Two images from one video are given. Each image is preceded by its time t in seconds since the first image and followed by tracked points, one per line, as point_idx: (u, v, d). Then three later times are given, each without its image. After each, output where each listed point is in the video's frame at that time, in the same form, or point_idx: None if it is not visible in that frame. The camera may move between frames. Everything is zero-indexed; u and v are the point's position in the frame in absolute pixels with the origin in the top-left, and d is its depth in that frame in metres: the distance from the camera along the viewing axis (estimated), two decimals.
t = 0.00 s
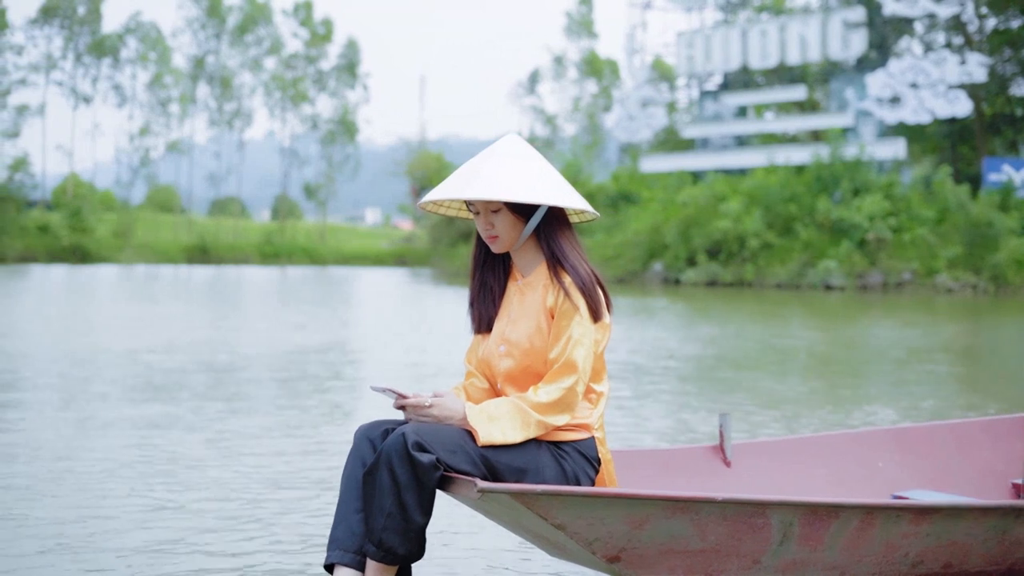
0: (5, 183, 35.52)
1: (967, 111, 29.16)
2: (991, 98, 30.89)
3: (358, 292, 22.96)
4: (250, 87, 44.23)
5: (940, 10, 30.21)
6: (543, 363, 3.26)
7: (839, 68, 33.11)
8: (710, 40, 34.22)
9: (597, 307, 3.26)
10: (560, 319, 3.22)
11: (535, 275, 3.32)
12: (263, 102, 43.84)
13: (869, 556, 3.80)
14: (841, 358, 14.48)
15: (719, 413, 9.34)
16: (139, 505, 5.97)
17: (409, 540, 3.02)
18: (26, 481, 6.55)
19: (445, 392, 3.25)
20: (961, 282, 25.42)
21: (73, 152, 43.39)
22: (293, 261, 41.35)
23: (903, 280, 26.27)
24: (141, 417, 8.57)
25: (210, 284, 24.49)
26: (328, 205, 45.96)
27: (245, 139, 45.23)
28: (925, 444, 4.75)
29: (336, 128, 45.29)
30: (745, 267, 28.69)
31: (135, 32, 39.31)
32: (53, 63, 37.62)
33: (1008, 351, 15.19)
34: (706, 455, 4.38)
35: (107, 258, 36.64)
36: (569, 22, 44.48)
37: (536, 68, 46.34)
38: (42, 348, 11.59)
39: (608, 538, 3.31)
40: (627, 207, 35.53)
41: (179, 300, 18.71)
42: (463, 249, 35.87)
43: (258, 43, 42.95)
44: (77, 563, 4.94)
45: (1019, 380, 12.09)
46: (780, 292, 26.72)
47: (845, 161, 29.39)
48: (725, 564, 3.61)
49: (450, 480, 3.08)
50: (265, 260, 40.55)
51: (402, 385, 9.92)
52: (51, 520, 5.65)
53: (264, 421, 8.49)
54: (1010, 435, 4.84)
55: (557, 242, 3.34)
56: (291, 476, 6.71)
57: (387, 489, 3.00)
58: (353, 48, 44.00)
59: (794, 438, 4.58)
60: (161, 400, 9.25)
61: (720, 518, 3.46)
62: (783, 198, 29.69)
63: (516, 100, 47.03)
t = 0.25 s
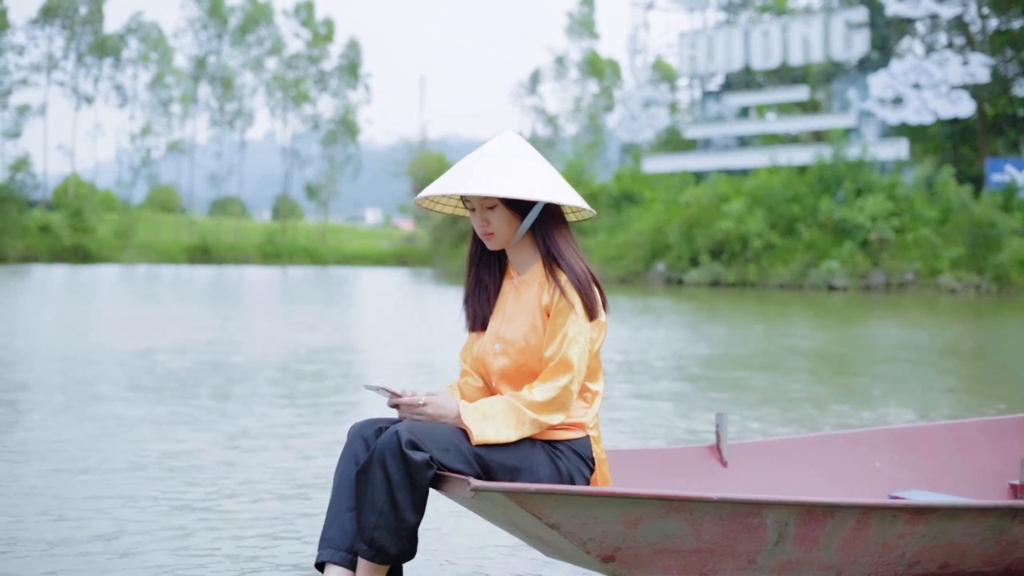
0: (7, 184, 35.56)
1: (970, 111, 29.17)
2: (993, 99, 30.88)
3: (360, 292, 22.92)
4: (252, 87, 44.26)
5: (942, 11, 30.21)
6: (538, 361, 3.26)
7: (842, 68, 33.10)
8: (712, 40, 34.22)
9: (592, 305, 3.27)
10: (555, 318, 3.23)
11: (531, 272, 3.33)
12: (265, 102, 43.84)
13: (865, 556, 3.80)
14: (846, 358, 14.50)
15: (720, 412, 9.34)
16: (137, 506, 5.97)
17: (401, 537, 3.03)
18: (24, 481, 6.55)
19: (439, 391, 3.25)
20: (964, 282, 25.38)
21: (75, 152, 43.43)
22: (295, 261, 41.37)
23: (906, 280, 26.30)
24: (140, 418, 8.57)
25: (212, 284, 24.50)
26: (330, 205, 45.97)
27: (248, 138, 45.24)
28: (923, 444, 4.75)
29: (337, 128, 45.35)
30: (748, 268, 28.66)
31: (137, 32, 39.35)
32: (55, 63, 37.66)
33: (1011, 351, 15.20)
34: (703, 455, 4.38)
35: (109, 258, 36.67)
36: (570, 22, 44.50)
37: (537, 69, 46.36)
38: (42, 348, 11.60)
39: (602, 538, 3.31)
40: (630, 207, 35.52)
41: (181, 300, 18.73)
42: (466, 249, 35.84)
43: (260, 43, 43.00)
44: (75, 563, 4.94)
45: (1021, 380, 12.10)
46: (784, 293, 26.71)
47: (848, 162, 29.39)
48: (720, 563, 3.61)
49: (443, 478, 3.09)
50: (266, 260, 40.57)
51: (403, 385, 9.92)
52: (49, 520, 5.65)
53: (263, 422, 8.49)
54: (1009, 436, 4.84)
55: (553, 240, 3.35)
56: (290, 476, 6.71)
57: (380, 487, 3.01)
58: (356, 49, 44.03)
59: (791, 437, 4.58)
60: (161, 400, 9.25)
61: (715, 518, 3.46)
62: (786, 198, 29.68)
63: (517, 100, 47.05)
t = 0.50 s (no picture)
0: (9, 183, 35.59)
1: (973, 112, 29.18)
2: (995, 99, 30.88)
3: (360, 292, 22.94)
4: (254, 88, 44.31)
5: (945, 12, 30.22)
6: (532, 358, 3.28)
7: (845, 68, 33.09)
8: (715, 41, 34.24)
9: (587, 302, 3.29)
10: (549, 314, 3.25)
11: (525, 269, 3.35)
12: (267, 101, 43.86)
13: (861, 554, 3.80)
14: (848, 358, 14.52)
15: (720, 412, 9.35)
16: (135, 506, 5.97)
17: (393, 534, 3.04)
18: (22, 481, 6.56)
19: (432, 388, 3.27)
20: (967, 282, 25.36)
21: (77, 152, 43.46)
22: (297, 261, 41.41)
23: (908, 280, 26.30)
24: (139, 418, 8.58)
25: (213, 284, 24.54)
26: (331, 205, 45.98)
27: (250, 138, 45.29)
28: (920, 443, 4.76)
29: (338, 128, 45.42)
30: (751, 268, 28.64)
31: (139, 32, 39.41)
32: (57, 63, 37.72)
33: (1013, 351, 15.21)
34: (699, 453, 4.40)
35: (111, 258, 36.72)
36: (571, 22, 44.52)
37: (539, 69, 46.39)
38: (43, 349, 11.62)
39: (595, 535, 3.32)
40: (632, 208, 35.52)
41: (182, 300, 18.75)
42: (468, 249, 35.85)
43: (261, 44, 43.05)
44: (77, 564, 4.95)
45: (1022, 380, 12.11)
46: (786, 293, 26.70)
47: (851, 162, 29.40)
48: (714, 562, 3.62)
49: (436, 475, 3.10)
50: (268, 260, 40.62)
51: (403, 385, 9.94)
52: (47, 521, 5.65)
53: (263, 422, 8.50)
54: (1006, 435, 4.84)
55: (547, 236, 3.36)
56: (288, 477, 6.72)
57: (371, 483, 3.02)
58: (358, 49, 44.07)
59: (786, 436, 4.59)
60: (161, 400, 9.27)
61: (709, 516, 3.47)
62: (788, 198, 29.69)
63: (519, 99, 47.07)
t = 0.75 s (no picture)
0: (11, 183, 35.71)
1: (975, 112, 29.22)
2: (997, 100, 30.88)
3: (360, 292, 23.02)
4: (255, 88, 44.37)
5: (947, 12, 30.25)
6: (525, 352, 3.31)
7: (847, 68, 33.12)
8: (716, 41, 34.28)
9: (579, 296, 3.32)
10: (542, 308, 3.27)
11: (518, 264, 3.37)
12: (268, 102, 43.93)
13: (853, 550, 3.80)
14: (850, 358, 14.55)
15: (719, 412, 9.37)
16: (135, 506, 6.00)
17: (383, 528, 3.06)
18: (20, 480, 6.60)
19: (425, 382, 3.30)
20: (969, 282, 25.34)
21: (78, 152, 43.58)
22: (298, 261, 41.49)
23: (911, 281, 26.30)
24: (139, 418, 8.62)
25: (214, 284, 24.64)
26: (333, 205, 46.03)
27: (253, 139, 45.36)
28: (916, 440, 4.77)
29: (340, 128, 45.49)
30: (753, 268, 28.66)
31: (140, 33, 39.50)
32: (58, 63, 37.84)
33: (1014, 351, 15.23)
34: (692, 450, 4.42)
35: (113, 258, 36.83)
36: (573, 23, 44.56)
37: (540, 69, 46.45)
38: (46, 348, 11.67)
39: (587, 530, 3.35)
40: (634, 208, 35.55)
41: (184, 300, 18.82)
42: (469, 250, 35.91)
43: (263, 44, 43.10)
44: (82, 564, 4.97)
45: None
46: (788, 293, 26.72)
47: (853, 162, 29.43)
48: (706, 558, 3.63)
49: (427, 469, 3.12)
50: (269, 261, 40.73)
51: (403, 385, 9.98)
52: (46, 521, 5.66)
53: (263, 422, 8.53)
54: (1003, 433, 4.84)
55: (540, 231, 3.40)
56: (286, 476, 6.75)
57: (362, 476, 3.04)
58: (359, 49, 44.13)
59: (781, 433, 4.61)
60: (161, 400, 9.30)
61: (701, 511, 3.49)
62: (791, 198, 29.73)
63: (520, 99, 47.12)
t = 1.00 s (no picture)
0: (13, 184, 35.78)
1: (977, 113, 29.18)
2: (999, 100, 30.88)
3: (360, 292, 23.09)
4: (257, 89, 44.45)
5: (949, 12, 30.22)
6: (516, 347, 3.33)
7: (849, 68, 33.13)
8: (718, 42, 34.30)
9: (572, 292, 3.35)
10: (535, 304, 3.30)
11: (511, 258, 3.40)
12: (269, 102, 43.98)
13: (847, 547, 3.79)
14: (851, 358, 14.57)
15: (717, 413, 9.40)
16: (135, 505, 6.04)
17: (375, 523, 3.09)
18: (19, 480, 6.62)
19: (416, 377, 3.32)
20: (971, 282, 25.30)
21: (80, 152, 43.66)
22: (300, 261, 41.62)
23: (913, 281, 26.28)
24: (138, 417, 8.64)
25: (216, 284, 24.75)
26: (335, 205, 46.05)
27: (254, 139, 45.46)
28: (910, 438, 4.78)
29: (341, 127, 45.55)
30: (756, 268, 28.66)
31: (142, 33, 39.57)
32: (60, 64, 37.92)
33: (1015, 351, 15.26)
34: (686, 447, 4.45)
35: (115, 258, 36.94)
36: (574, 23, 44.55)
37: (541, 69, 46.48)
38: (49, 348, 11.74)
39: (577, 526, 3.37)
40: (637, 208, 35.58)
41: (186, 300, 18.88)
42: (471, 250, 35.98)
43: (264, 45, 43.12)
44: (80, 563, 5.00)
45: None
46: (791, 293, 26.72)
47: (855, 162, 29.46)
48: (698, 555, 3.64)
49: (418, 463, 3.15)
50: (271, 261, 40.85)
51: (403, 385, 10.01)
52: (44, 521, 5.68)
53: (261, 422, 8.56)
54: (1000, 431, 4.84)
55: (533, 226, 3.42)
56: (284, 476, 6.78)
57: (353, 472, 3.07)
58: (361, 50, 44.17)
59: (776, 431, 4.62)
60: (163, 399, 9.35)
61: (693, 507, 3.50)
62: (793, 199, 29.76)
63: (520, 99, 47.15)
